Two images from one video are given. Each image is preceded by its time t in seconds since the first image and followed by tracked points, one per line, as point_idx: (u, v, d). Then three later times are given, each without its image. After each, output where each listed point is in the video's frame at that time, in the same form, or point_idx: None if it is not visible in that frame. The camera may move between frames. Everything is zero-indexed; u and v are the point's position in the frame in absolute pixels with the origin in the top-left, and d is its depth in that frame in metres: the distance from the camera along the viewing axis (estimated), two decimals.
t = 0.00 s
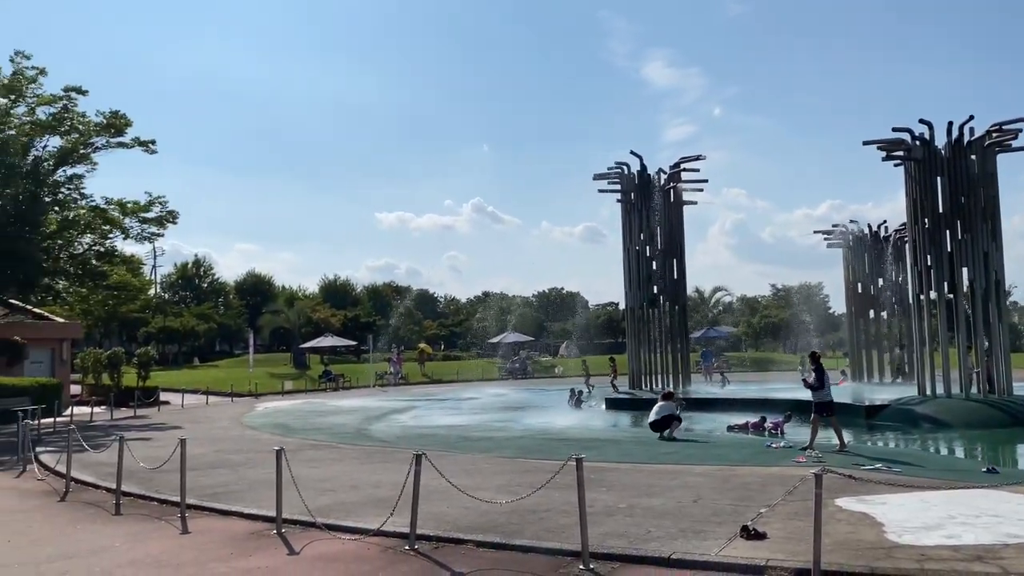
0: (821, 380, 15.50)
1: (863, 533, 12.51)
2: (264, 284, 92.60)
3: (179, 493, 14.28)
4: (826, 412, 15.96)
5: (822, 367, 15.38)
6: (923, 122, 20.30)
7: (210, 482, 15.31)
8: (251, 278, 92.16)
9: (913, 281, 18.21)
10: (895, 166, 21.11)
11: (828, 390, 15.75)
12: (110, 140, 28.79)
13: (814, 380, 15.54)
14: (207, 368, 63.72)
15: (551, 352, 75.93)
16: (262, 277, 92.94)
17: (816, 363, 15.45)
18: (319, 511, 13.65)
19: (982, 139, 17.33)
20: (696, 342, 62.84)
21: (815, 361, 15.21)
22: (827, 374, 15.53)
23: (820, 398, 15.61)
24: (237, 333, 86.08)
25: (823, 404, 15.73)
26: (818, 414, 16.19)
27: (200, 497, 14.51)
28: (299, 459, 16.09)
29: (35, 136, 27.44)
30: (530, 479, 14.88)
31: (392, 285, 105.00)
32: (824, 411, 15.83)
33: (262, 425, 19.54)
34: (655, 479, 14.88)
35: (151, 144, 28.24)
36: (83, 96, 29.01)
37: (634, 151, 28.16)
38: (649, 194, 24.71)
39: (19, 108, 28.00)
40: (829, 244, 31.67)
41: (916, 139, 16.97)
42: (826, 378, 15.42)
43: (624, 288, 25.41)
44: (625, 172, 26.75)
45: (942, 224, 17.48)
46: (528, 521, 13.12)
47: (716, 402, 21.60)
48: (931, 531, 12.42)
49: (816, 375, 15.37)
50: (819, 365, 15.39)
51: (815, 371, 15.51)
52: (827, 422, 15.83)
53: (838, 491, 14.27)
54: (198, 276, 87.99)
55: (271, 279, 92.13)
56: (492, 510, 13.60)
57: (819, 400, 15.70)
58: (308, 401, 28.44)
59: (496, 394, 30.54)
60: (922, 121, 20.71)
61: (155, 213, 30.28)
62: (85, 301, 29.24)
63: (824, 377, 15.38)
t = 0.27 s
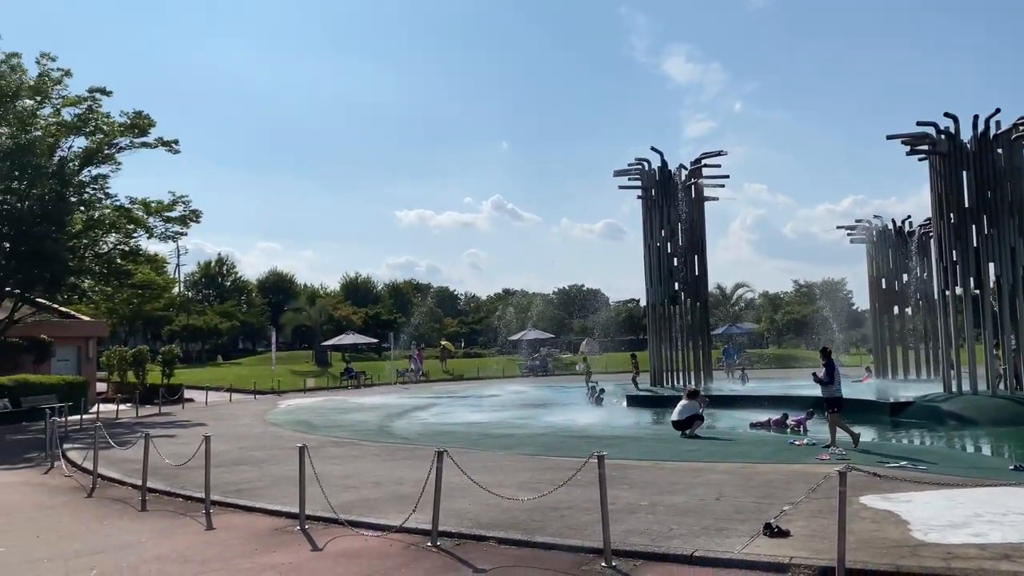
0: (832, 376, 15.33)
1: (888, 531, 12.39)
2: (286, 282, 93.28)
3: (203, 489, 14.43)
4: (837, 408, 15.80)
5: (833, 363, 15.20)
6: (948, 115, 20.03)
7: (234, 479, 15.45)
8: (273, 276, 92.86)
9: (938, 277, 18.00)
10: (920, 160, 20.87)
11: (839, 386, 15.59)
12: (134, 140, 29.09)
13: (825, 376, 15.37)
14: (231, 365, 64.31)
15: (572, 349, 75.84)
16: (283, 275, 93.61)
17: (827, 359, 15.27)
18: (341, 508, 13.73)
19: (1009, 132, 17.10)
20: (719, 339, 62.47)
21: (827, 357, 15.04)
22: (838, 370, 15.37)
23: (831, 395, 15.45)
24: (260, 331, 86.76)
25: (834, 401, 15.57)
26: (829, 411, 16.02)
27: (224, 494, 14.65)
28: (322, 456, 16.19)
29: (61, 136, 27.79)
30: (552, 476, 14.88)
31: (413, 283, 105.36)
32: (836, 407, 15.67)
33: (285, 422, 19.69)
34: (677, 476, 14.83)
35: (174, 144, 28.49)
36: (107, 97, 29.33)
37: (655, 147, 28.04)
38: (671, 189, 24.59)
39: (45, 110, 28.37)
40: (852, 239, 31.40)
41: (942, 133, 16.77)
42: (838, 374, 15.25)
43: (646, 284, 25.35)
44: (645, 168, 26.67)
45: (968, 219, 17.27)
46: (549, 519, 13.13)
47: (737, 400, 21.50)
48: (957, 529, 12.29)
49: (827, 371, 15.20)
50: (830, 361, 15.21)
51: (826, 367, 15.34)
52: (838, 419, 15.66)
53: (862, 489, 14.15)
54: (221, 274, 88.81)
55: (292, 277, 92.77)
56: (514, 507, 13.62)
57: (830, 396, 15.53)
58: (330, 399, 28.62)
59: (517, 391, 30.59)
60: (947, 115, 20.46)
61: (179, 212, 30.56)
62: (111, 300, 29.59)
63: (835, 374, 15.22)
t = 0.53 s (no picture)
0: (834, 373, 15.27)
1: (904, 530, 12.32)
2: (301, 281, 93.71)
3: (219, 486, 14.53)
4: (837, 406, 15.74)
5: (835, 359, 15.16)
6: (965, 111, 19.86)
7: (249, 476, 15.55)
8: (288, 274, 93.29)
9: (955, 274, 17.84)
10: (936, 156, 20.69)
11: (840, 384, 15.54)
12: (149, 140, 29.28)
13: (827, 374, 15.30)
14: (246, 363, 64.70)
15: (585, 347, 75.76)
16: (297, 273, 94.02)
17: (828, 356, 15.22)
18: (356, 505, 13.79)
19: None
20: (733, 337, 62.24)
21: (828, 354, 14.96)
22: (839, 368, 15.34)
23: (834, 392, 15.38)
24: (274, 329, 87.19)
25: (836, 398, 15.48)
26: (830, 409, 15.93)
27: (240, 491, 14.75)
28: (336, 453, 16.26)
29: (77, 136, 28.01)
30: (566, 474, 14.87)
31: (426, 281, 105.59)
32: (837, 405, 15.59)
33: (300, 420, 19.79)
34: (691, 474, 14.79)
35: (189, 144, 28.65)
36: (123, 97, 29.53)
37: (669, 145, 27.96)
38: (685, 186, 24.53)
39: (61, 110, 28.60)
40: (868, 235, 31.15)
41: (958, 128, 16.61)
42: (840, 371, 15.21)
43: (660, 282, 25.28)
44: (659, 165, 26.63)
45: (985, 216, 17.10)
46: (563, 516, 13.13)
47: (752, 398, 21.41)
48: (975, 528, 12.20)
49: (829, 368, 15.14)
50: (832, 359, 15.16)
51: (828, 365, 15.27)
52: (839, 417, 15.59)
53: (878, 487, 14.07)
54: (236, 273, 89.32)
55: (307, 275, 93.15)
56: (528, 504, 13.64)
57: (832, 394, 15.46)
58: (345, 397, 28.72)
59: (531, 388, 30.60)
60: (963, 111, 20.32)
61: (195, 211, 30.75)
62: (127, 298, 29.82)
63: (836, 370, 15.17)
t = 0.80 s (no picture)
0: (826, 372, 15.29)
1: (913, 529, 12.28)
2: (308, 280, 93.90)
3: (227, 484, 14.57)
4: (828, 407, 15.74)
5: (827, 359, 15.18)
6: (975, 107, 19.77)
7: (257, 474, 15.60)
8: (295, 273, 93.47)
9: (964, 272, 17.76)
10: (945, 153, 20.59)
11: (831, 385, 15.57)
12: (158, 139, 29.38)
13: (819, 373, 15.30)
14: (254, 361, 64.87)
15: (592, 346, 75.72)
16: (305, 272, 94.20)
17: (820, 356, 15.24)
18: (364, 504, 13.82)
19: None
20: (741, 335, 62.13)
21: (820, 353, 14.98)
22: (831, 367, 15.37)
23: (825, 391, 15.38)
24: (282, 328, 87.39)
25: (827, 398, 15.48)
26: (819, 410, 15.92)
27: (248, 489, 14.79)
28: (344, 451, 16.30)
29: (86, 136, 28.14)
30: (573, 473, 14.87)
31: (433, 280, 105.70)
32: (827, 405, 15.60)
33: (307, 418, 19.82)
34: (699, 472, 14.77)
35: (197, 143, 28.74)
36: (131, 97, 29.63)
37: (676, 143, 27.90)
38: (692, 184, 24.48)
39: (70, 109, 28.72)
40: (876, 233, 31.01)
41: (967, 126, 16.53)
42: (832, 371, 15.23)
43: (667, 280, 25.22)
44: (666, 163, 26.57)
45: (994, 213, 17.02)
46: (570, 515, 13.13)
47: (759, 396, 21.37)
48: (984, 527, 12.15)
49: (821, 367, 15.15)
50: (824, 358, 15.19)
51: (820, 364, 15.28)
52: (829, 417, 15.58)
53: (886, 486, 14.02)
54: (243, 272, 89.56)
55: (314, 274, 93.33)
56: (535, 503, 13.64)
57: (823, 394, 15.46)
58: (352, 395, 28.77)
59: (537, 387, 30.59)
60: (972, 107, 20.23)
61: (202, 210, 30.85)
62: (136, 297, 29.93)
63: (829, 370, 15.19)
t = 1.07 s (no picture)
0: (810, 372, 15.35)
1: (914, 527, 12.28)
2: (309, 278, 93.98)
3: (229, 483, 14.59)
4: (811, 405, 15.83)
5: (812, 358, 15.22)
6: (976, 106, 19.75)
7: (258, 472, 15.62)
8: (296, 272, 93.50)
9: (966, 271, 17.74)
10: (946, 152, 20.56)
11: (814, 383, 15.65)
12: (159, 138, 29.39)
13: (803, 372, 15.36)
14: (255, 360, 64.88)
15: (593, 344, 75.70)
16: (306, 271, 94.23)
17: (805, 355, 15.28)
18: (365, 502, 13.83)
19: None
20: (742, 334, 62.10)
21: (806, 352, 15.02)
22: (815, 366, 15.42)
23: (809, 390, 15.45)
24: (283, 326, 87.41)
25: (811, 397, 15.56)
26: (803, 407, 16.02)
27: (250, 487, 14.81)
28: (345, 450, 16.30)
29: (88, 134, 28.16)
30: (574, 471, 14.87)
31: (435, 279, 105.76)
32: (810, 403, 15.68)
33: (309, 417, 19.86)
34: (700, 471, 14.78)
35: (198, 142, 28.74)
36: (132, 95, 29.63)
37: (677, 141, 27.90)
38: (693, 183, 24.49)
39: (72, 108, 28.73)
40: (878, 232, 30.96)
41: (969, 125, 16.50)
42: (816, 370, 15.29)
43: (668, 279, 25.23)
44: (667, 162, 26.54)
45: (995, 212, 17.00)
46: (571, 513, 13.15)
47: (760, 395, 21.35)
48: (985, 526, 12.16)
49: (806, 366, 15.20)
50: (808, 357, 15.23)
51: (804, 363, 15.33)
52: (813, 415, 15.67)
53: (888, 485, 14.02)
54: (245, 270, 89.60)
55: (315, 273, 93.36)
56: (536, 501, 13.66)
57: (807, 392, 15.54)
58: (353, 393, 28.80)
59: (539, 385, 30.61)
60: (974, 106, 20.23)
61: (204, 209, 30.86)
62: (138, 296, 29.94)
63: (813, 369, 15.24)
